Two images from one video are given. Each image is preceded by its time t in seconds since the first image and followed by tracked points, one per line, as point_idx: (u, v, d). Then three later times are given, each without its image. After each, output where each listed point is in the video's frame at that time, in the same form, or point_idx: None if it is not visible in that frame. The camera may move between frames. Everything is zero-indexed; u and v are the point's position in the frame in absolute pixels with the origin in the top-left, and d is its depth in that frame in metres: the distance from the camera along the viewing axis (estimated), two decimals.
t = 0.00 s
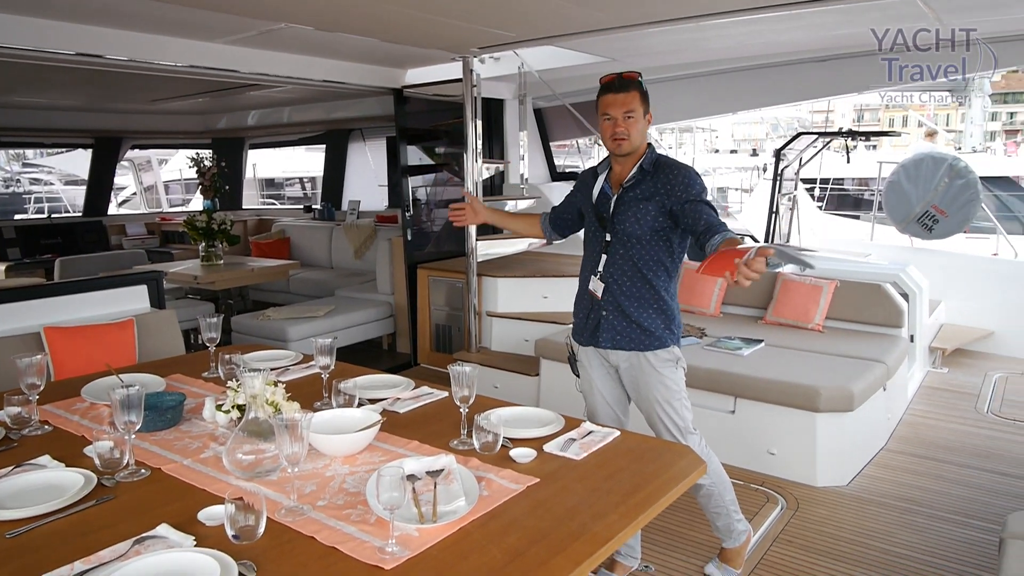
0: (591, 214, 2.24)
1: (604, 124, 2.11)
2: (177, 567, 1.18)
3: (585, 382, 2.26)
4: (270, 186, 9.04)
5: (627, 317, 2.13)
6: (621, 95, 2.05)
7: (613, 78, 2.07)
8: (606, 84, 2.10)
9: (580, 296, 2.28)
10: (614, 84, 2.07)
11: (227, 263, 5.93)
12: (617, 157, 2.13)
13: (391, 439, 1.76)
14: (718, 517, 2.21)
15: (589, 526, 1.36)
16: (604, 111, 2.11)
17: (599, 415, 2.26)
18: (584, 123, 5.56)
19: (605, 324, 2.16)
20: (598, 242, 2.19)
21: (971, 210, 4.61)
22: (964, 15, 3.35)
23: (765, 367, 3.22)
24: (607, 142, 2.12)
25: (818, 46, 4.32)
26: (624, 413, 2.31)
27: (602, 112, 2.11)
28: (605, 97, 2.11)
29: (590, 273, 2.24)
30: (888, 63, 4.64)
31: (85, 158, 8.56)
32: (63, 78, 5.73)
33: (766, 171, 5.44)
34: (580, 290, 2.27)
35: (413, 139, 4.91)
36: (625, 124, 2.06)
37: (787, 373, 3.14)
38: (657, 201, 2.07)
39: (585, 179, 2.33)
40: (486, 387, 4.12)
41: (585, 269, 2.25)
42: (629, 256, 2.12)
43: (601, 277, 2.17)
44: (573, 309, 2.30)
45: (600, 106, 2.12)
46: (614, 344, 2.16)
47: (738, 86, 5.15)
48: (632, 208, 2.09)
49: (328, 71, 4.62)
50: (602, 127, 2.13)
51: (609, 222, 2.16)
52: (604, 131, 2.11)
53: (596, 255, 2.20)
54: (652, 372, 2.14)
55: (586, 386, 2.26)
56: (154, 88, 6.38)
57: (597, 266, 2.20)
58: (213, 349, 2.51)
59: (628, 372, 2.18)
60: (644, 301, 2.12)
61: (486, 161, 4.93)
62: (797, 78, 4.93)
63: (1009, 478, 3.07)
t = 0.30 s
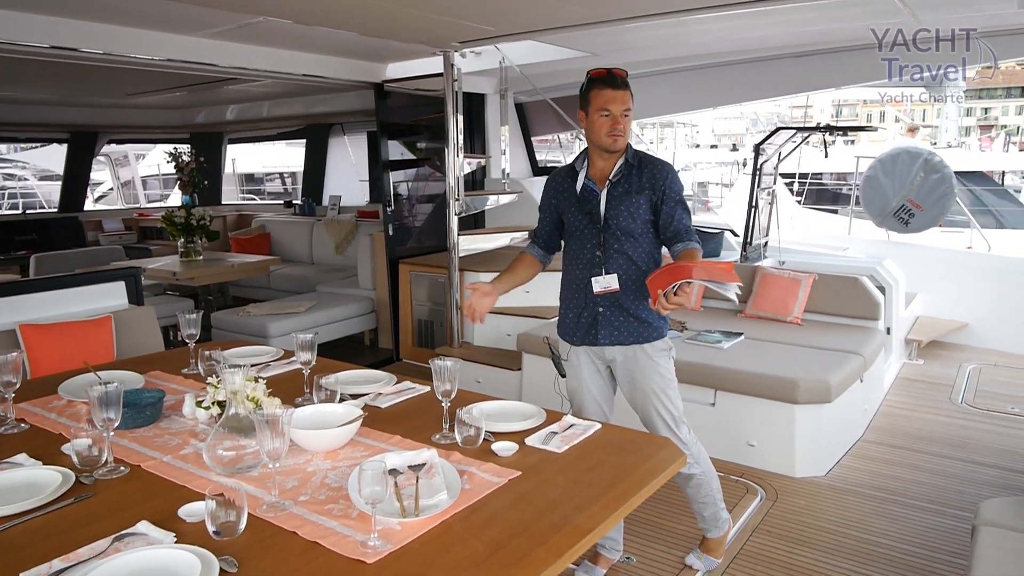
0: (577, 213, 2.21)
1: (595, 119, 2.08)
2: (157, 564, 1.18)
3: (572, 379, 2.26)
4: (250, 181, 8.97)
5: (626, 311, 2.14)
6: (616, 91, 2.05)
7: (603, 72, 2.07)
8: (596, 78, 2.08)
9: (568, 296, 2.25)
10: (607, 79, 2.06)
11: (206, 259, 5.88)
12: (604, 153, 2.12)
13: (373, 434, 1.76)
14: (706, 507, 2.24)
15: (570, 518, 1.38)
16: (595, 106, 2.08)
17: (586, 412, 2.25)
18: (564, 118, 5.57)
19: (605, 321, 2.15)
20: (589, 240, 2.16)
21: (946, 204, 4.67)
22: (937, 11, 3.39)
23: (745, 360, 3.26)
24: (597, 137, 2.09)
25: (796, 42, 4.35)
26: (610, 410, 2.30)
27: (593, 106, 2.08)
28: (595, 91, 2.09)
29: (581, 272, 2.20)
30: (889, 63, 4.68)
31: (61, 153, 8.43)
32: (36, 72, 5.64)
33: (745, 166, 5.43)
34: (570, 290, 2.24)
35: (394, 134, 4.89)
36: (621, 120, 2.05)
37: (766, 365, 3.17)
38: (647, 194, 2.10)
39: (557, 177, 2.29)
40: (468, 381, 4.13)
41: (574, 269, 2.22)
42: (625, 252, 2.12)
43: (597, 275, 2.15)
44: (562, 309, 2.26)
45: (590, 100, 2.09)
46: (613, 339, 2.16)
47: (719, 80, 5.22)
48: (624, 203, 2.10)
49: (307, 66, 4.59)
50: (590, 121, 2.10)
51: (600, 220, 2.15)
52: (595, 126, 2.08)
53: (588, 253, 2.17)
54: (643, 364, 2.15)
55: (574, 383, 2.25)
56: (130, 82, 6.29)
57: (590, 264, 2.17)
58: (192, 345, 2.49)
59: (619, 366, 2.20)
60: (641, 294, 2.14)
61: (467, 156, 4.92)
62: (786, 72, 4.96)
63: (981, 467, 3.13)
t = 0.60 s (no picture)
0: (570, 210, 2.15)
1: (585, 115, 2.05)
2: (140, 559, 1.18)
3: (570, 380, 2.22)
4: (233, 176, 8.90)
5: (630, 303, 2.15)
6: (608, 87, 2.04)
7: (594, 68, 2.05)
8: (586, 74, 2.06)
9: (566, 294, 2.20)
10: (598, 75, 2.05)
11: (189, 255, 5.83)
12: (591, 150, 2.09)
13: (356, 429, 1.77)
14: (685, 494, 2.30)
15: (552, 510, 1.39)
16: (585, 102, 2.05)
17: (584, 410, 2.24)
18: (548, 114, 5.58)
19: (614, 316, 2.15)
20: (590, 237, 2.12)
21: (925, 199, 4.71)
22: (915, 8, 3.42)
23: (727, 354, 3.28)
24: (586, 132, 2.06)
25: (778, 38, 4.38)
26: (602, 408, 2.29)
27: (583, 102, 2.05)
28: (585, 86, 2.06)
29: (580, 270, 2.15)
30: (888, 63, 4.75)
31: (40, 148, 8.33)
32: (13, 66, 5.56)
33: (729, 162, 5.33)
34: (569, 289, 2.18)
35: (378, 129, 4.88)
36: (610, 117, 2.04)
37: (747, 359, 3.20)
38: (639, 186, 2.16)
39: (536, 174, 2.20)
40: (452, 376, 4.13)
41: (573, 267, 2.16)
42: (628, 245, 2.14)
43: (600, 271, 2.13)
44: (560, 309, 2.20)
45: (579, 96, 2.06)
46: (621, 334, 2.16)
47: (702, 74, 5.31)
48: (622, 196, 2.12)
49: (290, 61, 4.56)
50: (580, 117, 2.07)
51: (600, 216, 2.11)
52: (585, 122, 2.05)
53: (589, 250, 2.13)
54: (646, 359, 2.19)
55: (571, 384, 2.23)
56: (109, 77, 6.22)
57: (593, 261, 2.13)
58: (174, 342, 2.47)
59: (620, 363, 2.22)
60: (641, 284, 2.18)
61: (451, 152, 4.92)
62: (758, 68, 5.09)
63: (959, 458, 3.18)
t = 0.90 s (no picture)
0: (580, 207, 2.12)
1: (602, 113, 2.05)
2: (115, 557, 1.18)
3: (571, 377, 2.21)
4: (215, 176, 8.85)
5: (639, 296, 2.19)
6: (622, 87, 2.06)
7: (608, 66, 2.06)
8: (601, 72, 2.06)
9: (575, 291, 2.17)
10: (612, 74, 2.06)
11: (170, 255, 5.80)
12: (600, 146, 2.11)
13: (334, 426, 1.78)
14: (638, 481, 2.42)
15: (528, 504, 1.41)
16: (602, 99, 2.05)
17: (587, 406, 2.23)
18: (530, 112, 5.59)
19: (626, 310, 2.16)
20: (602, 232, 2.12)
21: (902, 196, 4.78)
22: (890, 8, 3.46)
23: (707, 350, 3.31)
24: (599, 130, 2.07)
25: (757, 38, 4.42)
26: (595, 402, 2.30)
27: (600, 100, 2.05)
28: (601, 84, 2.06)
29: (592, 265, 2.14)
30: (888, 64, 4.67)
31: (18, 148, 8.24)
32: None
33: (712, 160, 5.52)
34: (579, 286, 2.16)
35: (360, 128, 4.88)
36: (625, 116, 2.07)
37: (726, 355, 3.24)
38: (639, 182, 2.21)
39: (539, 171, 2.15)
40: (435, 375, 4.14)
41: (584, 263, 2.14)
42: (634, 239, 2.18)
43: (613, 265, 2.13)
44: (572, 306, 2.16)
45: (595, 93, 2.06)
46: (631, 326, 2.18)
47: (682, 73, 5.27)
48: (628, 191, 2.16)
49: (271, 59, 4.54)
50: (594, 114, 2.07)
51: (610, 211, 2.12)
52: (600, 120, 2.05)
53: (601, 246, 2.13)
54: (646, 354, 2.23)
55: (572, 381, 2.21)
56: (88, 76, 6.16)
57: (604, 256, 2.13)
58: (152, 341, 2.47)
59: (620, 359, 2.24)
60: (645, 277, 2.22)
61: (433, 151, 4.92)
62: (740, 67, 5.06)
63: (934, 451, 3.23)
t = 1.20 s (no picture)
0: (595, 203, 2.14)
1: (593, 112, 2.10)
2: (83, 555, 1.19)
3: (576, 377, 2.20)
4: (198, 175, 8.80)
5: (644, 293, 2.24)
6: (622, 87, 2.09)
7: (608, 66, 2.09)
8: (598, 72, 2.10)
9: (586, 286, 2.17)
10: (608, 73, 2.09)
11: (150, 255, 5.76)
12: (596, 146, 2.14)
13: (307, 425, 1.79)
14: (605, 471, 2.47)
15: (495, 500, 1.43)
16: (595, 100, 2.10)
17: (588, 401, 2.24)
18: (511, 111, 5.60)
19: (635, 306, 2.20)
20: (616, 230, 2.15)
21: (880, 193, 4.85)
22: (864, 9, 3.51)
23: (684, 347, 3.35)
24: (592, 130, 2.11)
25: (734, 38, 4.46)
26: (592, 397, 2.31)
27: (591, 100, 2.10)
28: (596, 84, 2.10)
29: (604, 261, 2.16)
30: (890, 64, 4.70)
31: None
32: None
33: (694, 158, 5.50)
34: (590, 280, 2.16)
35: (340, 128, 4.88)
36: (617, 115, 2.09)
37: (702, 351, 3.28)
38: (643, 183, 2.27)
39: (555, 166, 2.15)
40: (416, 373, 4.14)
41: (597, 259, 2.15)
42: (641, 238, 2.23)
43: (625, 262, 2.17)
44: (583, 300, 2.17)
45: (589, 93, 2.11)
46: (639, 322, 2.22)
47: (662, 74, 5.23)
48: (636, 192, 2.21)
49: (251, 59, 4.53)
50: (589, 114, 2.12)
51: (624, 209, 2.16)
52: (590, 119, 2.10)
53: (614, 243, 2.16)
54: (643, 349, 2.29)
55: (575, 381, 2.21)
56: (67, 74, 6.11)
57: (616, 254, 2.16)
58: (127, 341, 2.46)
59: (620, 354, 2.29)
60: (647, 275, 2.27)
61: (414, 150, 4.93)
62: (722, 66, 5.00)
63: (907, 445, 3.28)
